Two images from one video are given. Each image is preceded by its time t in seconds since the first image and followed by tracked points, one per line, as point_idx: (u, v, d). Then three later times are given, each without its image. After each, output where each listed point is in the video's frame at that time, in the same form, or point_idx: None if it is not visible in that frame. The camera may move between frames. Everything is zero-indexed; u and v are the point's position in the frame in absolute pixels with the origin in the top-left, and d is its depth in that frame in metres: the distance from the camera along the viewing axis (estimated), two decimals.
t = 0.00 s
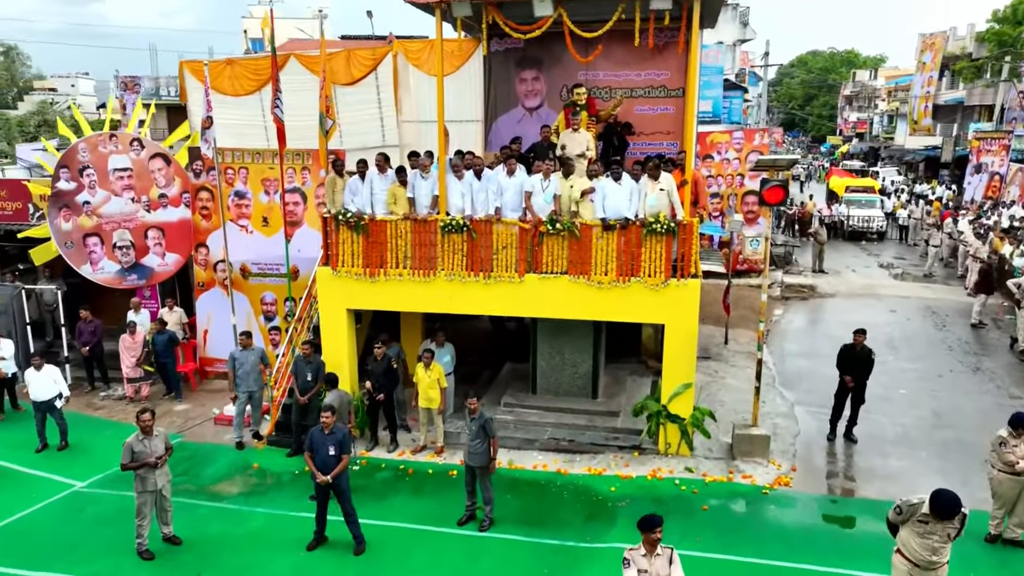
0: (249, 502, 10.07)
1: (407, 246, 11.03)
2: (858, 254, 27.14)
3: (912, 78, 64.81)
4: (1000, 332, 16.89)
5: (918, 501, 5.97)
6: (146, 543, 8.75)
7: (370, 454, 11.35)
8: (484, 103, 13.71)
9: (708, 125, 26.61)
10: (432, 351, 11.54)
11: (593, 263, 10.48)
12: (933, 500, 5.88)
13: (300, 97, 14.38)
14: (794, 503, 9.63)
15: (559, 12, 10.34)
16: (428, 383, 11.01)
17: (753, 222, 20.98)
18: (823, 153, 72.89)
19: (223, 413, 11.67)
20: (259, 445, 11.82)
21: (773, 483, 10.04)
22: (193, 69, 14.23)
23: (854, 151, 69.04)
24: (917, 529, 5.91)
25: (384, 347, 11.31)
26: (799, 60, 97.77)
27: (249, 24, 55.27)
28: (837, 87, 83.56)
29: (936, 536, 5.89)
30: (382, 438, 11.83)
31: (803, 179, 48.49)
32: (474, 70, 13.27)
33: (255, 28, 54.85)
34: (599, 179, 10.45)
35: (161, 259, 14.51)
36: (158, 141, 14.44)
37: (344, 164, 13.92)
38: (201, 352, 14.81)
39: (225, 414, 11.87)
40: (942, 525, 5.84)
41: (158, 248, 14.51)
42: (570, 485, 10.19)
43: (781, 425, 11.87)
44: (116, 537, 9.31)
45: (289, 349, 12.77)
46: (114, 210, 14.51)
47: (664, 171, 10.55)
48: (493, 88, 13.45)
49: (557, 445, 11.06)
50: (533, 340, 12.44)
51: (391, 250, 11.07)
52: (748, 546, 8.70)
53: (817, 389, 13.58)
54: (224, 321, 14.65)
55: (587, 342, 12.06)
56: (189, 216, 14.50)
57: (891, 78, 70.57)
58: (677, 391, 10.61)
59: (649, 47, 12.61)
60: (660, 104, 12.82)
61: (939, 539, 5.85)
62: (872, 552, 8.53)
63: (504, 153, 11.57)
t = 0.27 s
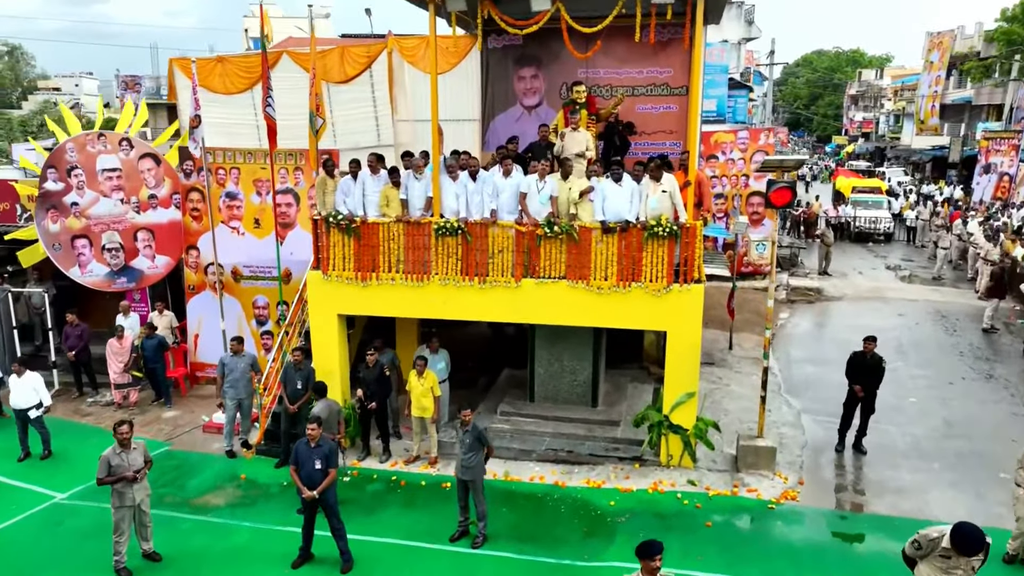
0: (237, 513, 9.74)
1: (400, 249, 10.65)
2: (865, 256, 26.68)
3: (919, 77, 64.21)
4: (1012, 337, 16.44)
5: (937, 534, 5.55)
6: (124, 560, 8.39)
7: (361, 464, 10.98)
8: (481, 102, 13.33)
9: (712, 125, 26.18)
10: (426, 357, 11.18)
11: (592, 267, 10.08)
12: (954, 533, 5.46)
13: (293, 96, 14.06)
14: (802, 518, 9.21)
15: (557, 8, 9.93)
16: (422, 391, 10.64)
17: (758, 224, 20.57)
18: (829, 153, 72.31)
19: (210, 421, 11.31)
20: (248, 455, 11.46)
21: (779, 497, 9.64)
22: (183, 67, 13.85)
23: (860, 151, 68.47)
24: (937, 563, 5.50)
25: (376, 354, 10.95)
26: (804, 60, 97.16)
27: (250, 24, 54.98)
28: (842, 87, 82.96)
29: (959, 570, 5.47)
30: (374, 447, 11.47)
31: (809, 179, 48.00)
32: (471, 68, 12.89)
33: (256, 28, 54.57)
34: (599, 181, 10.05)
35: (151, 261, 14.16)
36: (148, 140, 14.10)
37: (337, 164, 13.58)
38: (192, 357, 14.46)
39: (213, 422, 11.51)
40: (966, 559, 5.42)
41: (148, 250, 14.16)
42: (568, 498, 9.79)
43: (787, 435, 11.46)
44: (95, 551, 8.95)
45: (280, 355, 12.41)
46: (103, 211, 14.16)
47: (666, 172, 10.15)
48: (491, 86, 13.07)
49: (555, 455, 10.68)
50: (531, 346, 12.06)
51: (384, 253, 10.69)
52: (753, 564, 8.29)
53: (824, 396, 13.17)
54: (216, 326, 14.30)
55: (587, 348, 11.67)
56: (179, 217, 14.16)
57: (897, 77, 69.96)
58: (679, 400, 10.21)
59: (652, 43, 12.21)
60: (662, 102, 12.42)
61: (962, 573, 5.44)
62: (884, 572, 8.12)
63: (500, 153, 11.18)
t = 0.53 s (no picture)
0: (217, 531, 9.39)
1: (391, 257, 10.31)
2: (871, 262, 26.25)
3: (925, 80, 63.73)
4: None
5: None
6: None
7: (351, 479, 10.64)
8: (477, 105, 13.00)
9: (715, 128, 25.80)
10: (418, 368, 10.84)
11: (589, 277, 9.73)
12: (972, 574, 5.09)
13: (284, 99, 13.73)
14: (807, 539, 8.82)
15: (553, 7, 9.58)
16: (413, 404, 10.30)
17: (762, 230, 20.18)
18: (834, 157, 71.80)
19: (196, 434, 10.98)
20: (235, 468, 11.12)
21: (784, 517, 9.25)
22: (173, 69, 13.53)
23: (865, 155, 67.99)
24: None
25: (366, 366, 10.61)
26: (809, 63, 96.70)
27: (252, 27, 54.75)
28: (847, 90, 82.47)
29: None
30: (365, 461, 11.13)
31: (814, 183, 47.54)
32: (467, 70, 12.57)
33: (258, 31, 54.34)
34: (596, 187, 9.70)
35: (140, 268, 13.86)
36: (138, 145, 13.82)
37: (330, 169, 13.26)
38: (183, 366, 14.15)
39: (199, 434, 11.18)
40: None
41: (137, 257, 13.85)
42: (564, 517, 9.42)
43: (792, 450, 11.07)
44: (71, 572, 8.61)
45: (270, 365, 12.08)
46: (91, 217, 13.85)
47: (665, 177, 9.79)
48: (487, 89, 12.74)
49: (551, 471, 10.31)
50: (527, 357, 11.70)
51: (374, 262, 10.35)
52: None
53: (831, 409, 12.77)
54: (206, 334, 13.98)
55: (585, 360, 11.33)
56: (169, 223, 13.87)
57: (903, 80, 69.45)
58: (679, 415, 9.83)
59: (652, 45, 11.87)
60: (663, 106, 12.08)
61: None
62: None
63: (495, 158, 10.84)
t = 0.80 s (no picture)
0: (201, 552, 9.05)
1: (380, 267, 10.03)
2: (876, 269, 25.89)
3: (929, 86, 63.42)
4: None
5: None
6: None
7: (338, 496, 10.35)
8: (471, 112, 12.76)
9: (717, 134, 25.49)
10: (407, 382, 10.57)
11: (583, 288, 9.43)
12: None
13: (276, 105, 13.48)
14: (809, 562, 8.47)
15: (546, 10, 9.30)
16: (403, 419, 10.02)
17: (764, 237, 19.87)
18: (838, 163, 71.44)
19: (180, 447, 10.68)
20: (220, 484, 10.81)
21: (785, 538, 8.90)
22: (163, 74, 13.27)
23: (869, 161, 67.63)
24: None
25: (354, 379, 10.33)
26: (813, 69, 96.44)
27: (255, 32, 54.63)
28: (851, 96, 82.14)
29: None
30: (354, 477, 10.85)
31: (817, 190, 47.20)
32: (460, 76, 12.34)
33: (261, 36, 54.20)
34: (590, 195, 9.41)
35: (129, 276, 13.61)
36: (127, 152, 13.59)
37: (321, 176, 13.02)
38: (172, 376, 13.89)
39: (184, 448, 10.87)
40: None
41: (126, 265, 13.60)
42: (556, 537, 9.09)
43: (793, 467, 10.73)
44: None
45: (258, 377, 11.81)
46: (79, 224, 13.59)
47: (662, 185, 9.49)
48: (481, 95, 12.50)
49: (544, 488, 9.99)
50: (521, 370, 11.41)
51: (362, 272, 10.08)
52: None
53: (834, 423, 12.43)
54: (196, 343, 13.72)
55: (580, 372, 11.02)
56: (159, 231, 13.65)
57: (908, 86, 69.12)
58: (676, 431, 9.51)
59: (649, 50, 11.62)
60: (661, 112, 11.82)
61: None
62: None
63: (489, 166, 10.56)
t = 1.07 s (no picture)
0: None
1: (368, 288, 9.69)
2: (883, 286, 25.44)
3: (935, 100, 63.14)
4: None
5: None
6: None
7: (324, 526, 9.94)
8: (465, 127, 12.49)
9: (721, 149, 25.15)
10: (396, 407, 10.19)
11: (577, 311, 9.06)
12: None
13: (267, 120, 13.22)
14: None
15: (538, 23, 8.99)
16: (390, 446, 9.63)
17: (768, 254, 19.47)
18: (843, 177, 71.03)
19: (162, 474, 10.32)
20: (202, 512, 10.43)
21: None
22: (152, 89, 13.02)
23: (875, 175, 67.26)
24: None
25: (341, 404, 9.98)
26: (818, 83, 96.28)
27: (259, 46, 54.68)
28: (857, 110, 81.87)
29: None
30: (341, 505, 10.45)
31: (823, 204, 46.79)
32: (454, 92, 12.09)
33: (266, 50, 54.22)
34: (585, 215, 9.07)
35: (116, 295, 13.32)
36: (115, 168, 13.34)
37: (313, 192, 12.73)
38: (159, 397, 13.55)
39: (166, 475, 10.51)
40: None
41: (113, 284, 13.32)
42: (549, 572, 8.65)
43: (798, 497, 10.29)
44: None
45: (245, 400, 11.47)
46: (66, 242, 13.30)
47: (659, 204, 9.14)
48: (475, 111, 12.22)
49: (537, 519, 9.57)
50: (515, 394, 11.02)
51: (349, 293, 9.74)
52: None
53: (841, 448, 11.98)
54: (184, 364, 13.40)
55: (575, 397, 10.63)
56: (148, 249, 13.38)
57: (913, 100, 68.80)
58: (675, 460, 9.09)
59: (647, 65, 11.33)
60: (660, 127, 11.48)
61: None
62: None
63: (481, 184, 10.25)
